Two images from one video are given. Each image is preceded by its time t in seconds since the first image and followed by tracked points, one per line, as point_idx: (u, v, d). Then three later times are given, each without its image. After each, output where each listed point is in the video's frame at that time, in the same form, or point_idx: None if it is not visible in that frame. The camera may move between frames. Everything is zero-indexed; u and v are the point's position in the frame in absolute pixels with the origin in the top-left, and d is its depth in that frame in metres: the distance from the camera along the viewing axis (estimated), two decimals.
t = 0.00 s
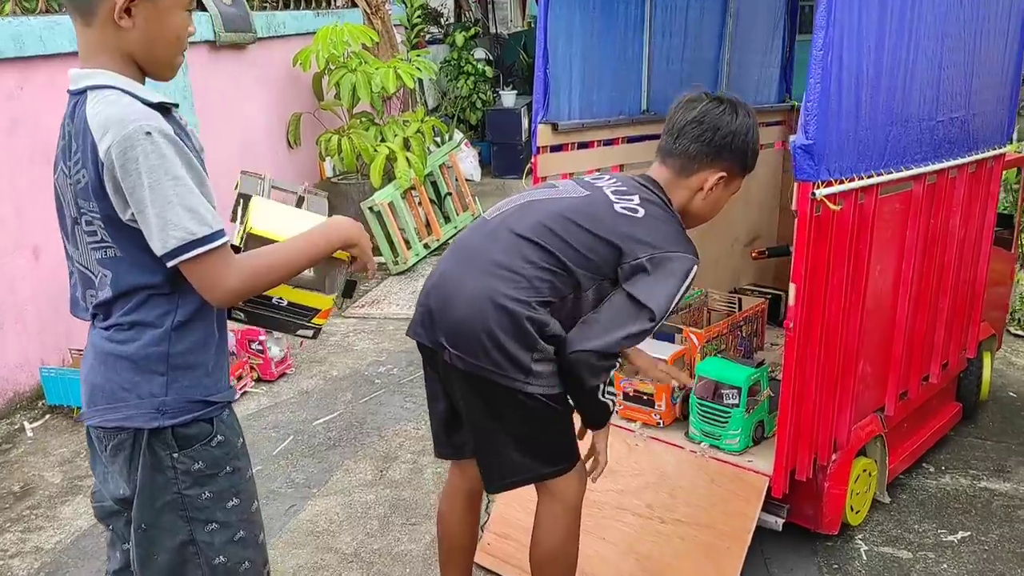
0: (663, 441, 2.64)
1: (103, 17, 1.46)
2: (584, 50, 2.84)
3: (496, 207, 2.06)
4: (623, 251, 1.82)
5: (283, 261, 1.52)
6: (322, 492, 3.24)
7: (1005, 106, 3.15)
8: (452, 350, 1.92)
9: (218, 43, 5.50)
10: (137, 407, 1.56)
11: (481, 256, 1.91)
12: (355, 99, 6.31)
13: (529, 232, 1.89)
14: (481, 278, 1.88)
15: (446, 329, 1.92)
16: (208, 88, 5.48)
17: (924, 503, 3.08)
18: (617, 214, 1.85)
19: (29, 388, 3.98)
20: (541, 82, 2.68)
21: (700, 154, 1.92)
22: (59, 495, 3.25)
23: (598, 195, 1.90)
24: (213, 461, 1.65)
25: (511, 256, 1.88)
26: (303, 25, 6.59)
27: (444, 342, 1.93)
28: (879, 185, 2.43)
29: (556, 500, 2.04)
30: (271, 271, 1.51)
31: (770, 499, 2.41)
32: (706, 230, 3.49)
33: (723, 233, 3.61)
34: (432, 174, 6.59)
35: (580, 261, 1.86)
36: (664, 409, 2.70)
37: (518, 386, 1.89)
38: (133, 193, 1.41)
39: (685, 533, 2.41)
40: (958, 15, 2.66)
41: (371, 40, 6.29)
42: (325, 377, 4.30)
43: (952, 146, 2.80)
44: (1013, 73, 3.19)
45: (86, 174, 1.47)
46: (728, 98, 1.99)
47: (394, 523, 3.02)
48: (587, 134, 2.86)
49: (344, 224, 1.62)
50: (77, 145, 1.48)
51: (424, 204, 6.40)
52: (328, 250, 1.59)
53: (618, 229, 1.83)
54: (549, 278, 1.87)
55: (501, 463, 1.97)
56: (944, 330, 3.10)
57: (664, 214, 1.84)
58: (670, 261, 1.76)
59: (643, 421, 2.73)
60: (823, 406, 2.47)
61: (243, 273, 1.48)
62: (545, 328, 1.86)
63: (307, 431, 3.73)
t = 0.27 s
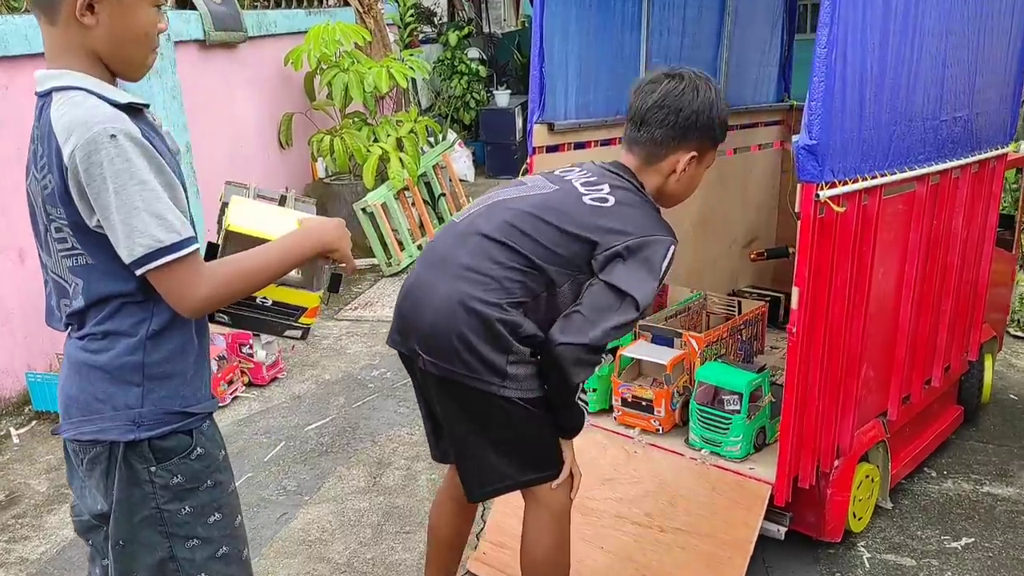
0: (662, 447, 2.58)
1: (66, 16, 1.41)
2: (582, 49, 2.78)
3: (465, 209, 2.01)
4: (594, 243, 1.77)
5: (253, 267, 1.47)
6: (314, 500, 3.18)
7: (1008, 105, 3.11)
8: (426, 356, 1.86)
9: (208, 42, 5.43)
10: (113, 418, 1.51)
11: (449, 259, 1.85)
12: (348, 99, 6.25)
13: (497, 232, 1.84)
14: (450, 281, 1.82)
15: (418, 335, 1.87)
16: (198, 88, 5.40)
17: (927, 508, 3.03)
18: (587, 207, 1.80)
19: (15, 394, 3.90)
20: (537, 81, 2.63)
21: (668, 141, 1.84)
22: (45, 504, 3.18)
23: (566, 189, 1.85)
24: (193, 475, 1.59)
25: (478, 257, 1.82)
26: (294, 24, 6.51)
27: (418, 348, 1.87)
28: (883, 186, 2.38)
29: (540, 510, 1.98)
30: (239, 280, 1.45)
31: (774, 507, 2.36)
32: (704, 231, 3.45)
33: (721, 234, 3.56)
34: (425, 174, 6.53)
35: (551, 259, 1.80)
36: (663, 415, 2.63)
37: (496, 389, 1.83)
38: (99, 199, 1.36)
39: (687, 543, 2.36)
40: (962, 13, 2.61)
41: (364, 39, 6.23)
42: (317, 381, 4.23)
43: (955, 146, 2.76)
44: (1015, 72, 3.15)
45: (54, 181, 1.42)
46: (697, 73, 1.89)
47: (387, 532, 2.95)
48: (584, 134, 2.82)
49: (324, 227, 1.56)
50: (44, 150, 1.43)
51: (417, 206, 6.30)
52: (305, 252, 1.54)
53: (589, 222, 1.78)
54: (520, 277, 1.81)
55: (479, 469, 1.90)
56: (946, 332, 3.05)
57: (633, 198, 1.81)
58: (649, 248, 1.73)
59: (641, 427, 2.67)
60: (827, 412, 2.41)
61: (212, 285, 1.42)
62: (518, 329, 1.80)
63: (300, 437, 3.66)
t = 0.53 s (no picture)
0: (662, 446, 2.60)
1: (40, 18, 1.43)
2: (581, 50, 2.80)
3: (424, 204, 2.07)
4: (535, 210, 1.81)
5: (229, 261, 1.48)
6: (314, 499, 3.19)
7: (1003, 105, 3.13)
8: (391, 350, 1.90)
9: (205, 43, 5.43)
10: (103, 415, 1.52)
11: (405, 251, 1.91)
12: (344, 99, 6.25)
13: (447, 218, 1.89)
14: (407, 272, 1.87)
15: (382, 328, 1.91)
16: (195, 89, 5.40)
17: (923, 506, 3.05)
18: (524, 175, 1.84)
19: (14, 394, 3.91)
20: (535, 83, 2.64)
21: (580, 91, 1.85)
22: (45, 504, 3.19)
23: (505, 163, 1.89)
24: (184, 471, 1.60)
25: (431, 246, 1.87)
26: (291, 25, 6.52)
27: (383, 343, 1.91)
28: (880, 185, 2.40)
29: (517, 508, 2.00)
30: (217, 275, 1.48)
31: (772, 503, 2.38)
32: (701, 231, 3.46)
33: (718, 234, 3.58)
34: (422, 174, 6.54)
35: (499, 238, 1.84)
36: (662, 413, 2.65)
37: (457, 376, 1.86)
38: (79, 200, 1.38)
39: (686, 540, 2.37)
40: (958, 14, 2.64)
41: (360, 39, 6.24)
42: (315, 381, 4.24)
43: (951, 146, 2.77)
44: (1011, 72, 3.17)
45: (40, 181, 1.44)
46: (604, 18, 1.88)
47: (387, 530, 2.97)
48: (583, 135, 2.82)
49: (294, 210, 1.57)
50: (31, 151, 1.45)
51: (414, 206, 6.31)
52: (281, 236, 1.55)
53: (528, 189, 1.82)
54: (472, 257, 1.85)
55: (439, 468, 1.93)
56: (942, 331, 3.08)
57: (569, 154, 1.85)
58: (589, 203, 1.77)
59: (641, 425, 2.69)
60: (824, 409, 2.43)
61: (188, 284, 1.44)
62: (475, 311, 1.83)
63: (299, 436, 3.67)
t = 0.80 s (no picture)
0: (659, 440, 2.68)
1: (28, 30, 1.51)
2: (578, 56, 2.87)
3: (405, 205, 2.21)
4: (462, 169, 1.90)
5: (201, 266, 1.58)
6: (318, 494, 3.25)
7: (990, 107, 3.21)
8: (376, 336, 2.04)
9: (205, 46, 5.49)
10: (99, 408, 1.58)
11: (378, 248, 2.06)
12: (342, 101, 6.31)
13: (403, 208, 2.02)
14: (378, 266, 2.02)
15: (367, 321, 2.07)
16: (195, 91, 5.45)
17: (913, 499, 3.13)
18: (450, 144, 1.95)
19: (20, 393, 3.96)
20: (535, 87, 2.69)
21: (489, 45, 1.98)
22: (53, 501, 3.24)
23: (441, 140, 2.01)
24: (179, 460, 1.66)
25: (394, 239, 2.01)
26: (288, 27, 6.57)
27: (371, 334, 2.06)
28: (869, 187, 2.48)
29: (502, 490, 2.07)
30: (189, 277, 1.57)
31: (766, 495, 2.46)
32: (696, 232, 3.53)
33: (712, 235, 3.65)
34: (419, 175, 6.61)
35: (441, 211, 1.94)
36: (659, 408, 2.72)
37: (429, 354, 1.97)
38: (61, 203, 1.46)
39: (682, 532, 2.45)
40: (946, 20, 2.71)
41: (358, 42, 6.30)
42: (317, 379, 4.31)
43: (939, 148, 2.85)
44: (998, 75, 3.25)
45: (34, 184, 1.53)
46: None
47: (390, 525, 3.03)
48: (582, 138, 2.86)
49: (272, 212, 1.66)
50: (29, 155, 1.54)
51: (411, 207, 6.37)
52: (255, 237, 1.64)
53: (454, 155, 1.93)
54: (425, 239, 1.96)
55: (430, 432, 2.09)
56: (931, 328, 3.15)
57: (488, 109, 1.94)
58: (504, 147, 1.85)
59: (639, 420, 2.77)
60: (816, 404, 2.50)
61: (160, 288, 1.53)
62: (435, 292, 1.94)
63: (301, 434, 3.73)
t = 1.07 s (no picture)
0: (658, 431, 2.71)
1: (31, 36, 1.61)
2: (576, 59, 2.94)
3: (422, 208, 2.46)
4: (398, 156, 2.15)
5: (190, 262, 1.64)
6: (323, 488, 3.32)
7: (977, 108, 3.30)
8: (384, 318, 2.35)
9: (205, 48, 5.55)
10: (93, 398, 1.65)
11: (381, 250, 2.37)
12: (340, 102, 6.35)
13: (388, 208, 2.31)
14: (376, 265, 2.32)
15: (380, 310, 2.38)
16: (195, 92, 5.52)
17: (903, 490, 3.21)
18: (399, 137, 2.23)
19: (26, 390, 4.02)
20: (535, 89, 2.76)
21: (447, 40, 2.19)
22: (62, 495, 3.31)
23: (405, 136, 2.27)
24: (168, 449, 1.71)
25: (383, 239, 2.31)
26: (287, 29, 6.64)
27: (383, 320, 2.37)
28: (860, 186, 2.56)
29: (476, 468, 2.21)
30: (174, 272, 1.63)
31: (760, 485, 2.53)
32: (691, 230, 3.61)
33: (706, 233, 3.73)
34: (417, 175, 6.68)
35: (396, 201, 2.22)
36: (657, 401, 2.78)
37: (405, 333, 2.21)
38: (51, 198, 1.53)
39: (678, 521, 2.52)
40: (933, 24, 2.80)
41: (356, 43, 6.37)
42: (318, 376, 4.37)
43: (927, 148, 2.93)
44: (985, 77, 3.34)
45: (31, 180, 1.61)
46: None
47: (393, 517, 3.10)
48: (580, 138, 2.93)
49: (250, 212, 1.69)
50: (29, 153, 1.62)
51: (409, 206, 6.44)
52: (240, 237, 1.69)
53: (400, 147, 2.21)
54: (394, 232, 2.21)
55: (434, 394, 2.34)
56: (920, 324, 3.24)
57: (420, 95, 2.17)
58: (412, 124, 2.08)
59: (637, 413, 2.81)
60: (809, 397, 2.58)
61: (146, 283, 1.60)
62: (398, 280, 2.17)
63: (304, 429, 3.80)
